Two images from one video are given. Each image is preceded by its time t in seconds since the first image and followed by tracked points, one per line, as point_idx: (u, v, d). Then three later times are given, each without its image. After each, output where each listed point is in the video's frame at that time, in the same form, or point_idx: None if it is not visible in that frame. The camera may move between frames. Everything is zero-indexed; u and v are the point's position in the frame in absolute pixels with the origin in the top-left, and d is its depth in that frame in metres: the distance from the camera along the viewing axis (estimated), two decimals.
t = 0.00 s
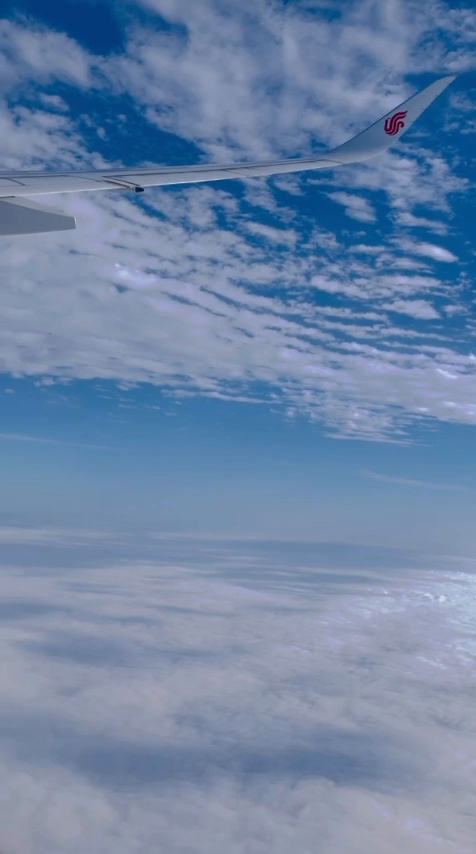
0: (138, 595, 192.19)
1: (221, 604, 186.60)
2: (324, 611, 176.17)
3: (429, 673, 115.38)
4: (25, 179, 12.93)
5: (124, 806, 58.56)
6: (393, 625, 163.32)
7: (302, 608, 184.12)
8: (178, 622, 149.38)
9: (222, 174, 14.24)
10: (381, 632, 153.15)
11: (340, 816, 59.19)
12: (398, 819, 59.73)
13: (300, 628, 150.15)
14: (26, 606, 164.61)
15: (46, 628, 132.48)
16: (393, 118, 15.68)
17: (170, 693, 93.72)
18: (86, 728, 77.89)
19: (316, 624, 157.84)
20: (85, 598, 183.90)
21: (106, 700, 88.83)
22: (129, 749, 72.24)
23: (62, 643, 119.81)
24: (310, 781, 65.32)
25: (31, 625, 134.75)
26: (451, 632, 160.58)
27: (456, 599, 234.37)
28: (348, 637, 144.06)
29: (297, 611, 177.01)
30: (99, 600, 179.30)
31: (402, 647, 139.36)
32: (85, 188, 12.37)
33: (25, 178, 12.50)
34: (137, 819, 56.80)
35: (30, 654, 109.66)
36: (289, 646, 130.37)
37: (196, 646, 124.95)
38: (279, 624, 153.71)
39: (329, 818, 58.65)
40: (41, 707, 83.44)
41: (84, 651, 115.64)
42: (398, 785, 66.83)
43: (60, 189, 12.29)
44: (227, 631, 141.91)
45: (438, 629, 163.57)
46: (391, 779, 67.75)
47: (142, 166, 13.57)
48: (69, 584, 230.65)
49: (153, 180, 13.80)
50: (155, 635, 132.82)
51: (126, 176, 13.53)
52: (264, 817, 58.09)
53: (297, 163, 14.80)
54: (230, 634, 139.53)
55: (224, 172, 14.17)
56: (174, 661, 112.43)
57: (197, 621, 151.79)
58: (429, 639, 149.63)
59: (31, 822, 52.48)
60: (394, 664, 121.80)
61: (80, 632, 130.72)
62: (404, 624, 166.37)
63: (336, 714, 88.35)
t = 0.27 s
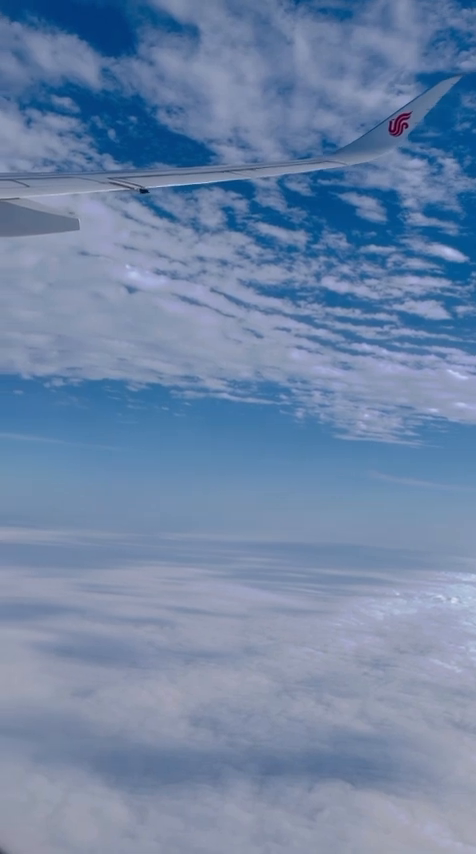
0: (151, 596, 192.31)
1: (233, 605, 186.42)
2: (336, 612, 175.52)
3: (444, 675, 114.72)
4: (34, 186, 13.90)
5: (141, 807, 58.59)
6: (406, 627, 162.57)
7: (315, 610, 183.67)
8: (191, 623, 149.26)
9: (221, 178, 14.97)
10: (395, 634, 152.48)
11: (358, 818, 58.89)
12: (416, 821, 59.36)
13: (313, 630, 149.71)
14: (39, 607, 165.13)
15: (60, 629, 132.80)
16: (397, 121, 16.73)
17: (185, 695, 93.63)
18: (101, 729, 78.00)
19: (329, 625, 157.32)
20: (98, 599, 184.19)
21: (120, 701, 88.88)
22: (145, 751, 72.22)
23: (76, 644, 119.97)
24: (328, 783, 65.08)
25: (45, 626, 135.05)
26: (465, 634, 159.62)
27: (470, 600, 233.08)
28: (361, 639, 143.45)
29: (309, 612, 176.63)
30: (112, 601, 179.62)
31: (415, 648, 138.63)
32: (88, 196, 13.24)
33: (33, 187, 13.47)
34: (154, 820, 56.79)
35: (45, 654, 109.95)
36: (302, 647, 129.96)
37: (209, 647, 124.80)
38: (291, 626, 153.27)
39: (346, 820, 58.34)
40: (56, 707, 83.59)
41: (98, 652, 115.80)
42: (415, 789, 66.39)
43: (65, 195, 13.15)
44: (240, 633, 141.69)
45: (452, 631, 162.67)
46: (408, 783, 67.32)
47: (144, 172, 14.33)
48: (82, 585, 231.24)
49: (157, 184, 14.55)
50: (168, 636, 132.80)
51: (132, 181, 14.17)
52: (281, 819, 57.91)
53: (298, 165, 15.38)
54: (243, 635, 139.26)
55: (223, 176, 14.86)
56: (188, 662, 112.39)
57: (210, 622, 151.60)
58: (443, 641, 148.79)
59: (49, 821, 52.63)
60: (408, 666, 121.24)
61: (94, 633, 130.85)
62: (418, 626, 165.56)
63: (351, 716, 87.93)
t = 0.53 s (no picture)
0: (162, 597, 191.97)
1: (245, 606, 186.11)
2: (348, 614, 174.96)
3: (459, 678, 114.13)
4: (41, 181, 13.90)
5: (160, 812, 58.18)
6: (419, 629, 161.89)
7: (326, 611, 183.09)
8: (203, 624, 148.98)
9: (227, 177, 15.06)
10: (408, 636, 151.87)
11: (379, 823, 58.59)
12: (437, 826, 59.00)
13: (326, 632, 149.23)
14: (50, 608, 164.67)
15: (73, 630, 132.43)
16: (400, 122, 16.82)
17: (200, 697, 93.20)
18: (118, 732, 77.58)
19: (342, 627, 156.76)
20: (109, 600, 183.95)
21: (136, 704, 88.49)
22: (163, 754, 71.82)
23: (90, 645, 119.70)
24: (347, 787, 64.77)
25: (58, 627, 134.63)
26: None
27: None
28: (375, 641, 142.88)
29: (321, 614, 176.09)
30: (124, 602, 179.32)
31: (430, 651, 137.97)
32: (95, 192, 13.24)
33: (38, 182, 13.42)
34: (174, 824, 56.54)
35: (58, 656, 109.58)
36: (315, 650, 129.52)
37: (223, 650, 124.26)
38: (304, 628, 152.84)
39: (368, 825, 58.03)
40: (72, 710, 83.22)
41: (111, 653, 115.42)
42: (435, 794, 65.89)
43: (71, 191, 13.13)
44: (253, 635, 141.39)
45: (466, 633, 161.92)
46: (428, 788, 66.80)
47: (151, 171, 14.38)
48: (92, 586, 231.09)
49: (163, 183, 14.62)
50: (181, 638, 132.53)
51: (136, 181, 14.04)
52: (302, 824, 57.58)
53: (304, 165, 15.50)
54: (256, 637, 138.99)
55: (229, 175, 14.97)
56: (201, 664, 112.09)
57: (222, 624, 151.28)
58: (457, 643, 148.11)
59: (70, 824, 52.27)
60: (422, 669, 120.73)
61: (106, 634, 130.56)
62: (431, 628, 164.86)
63: (368, 720, 87.54)
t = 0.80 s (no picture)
0: (176, 600, 191.83)
1: (259, 608, 185.71)
2: (363, 617, 174.25)
3: None
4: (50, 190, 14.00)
5: (180, 816, 58.00)
6: (435, 631, 160.90)
7: (341, 614, 182.39)
8: (218, 627, 148.66)
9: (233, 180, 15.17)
10: (424, 639, 150.93)
11: (400, 828, 58.09)
12: (459, 831, 58.43)
13: (341, 634, 148.58)
14: (65, 609, 164.98)
15: (89, 632, 132.56)
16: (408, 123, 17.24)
17: (218, 700, 92.99)
18: (136, 734, 77.46)
19: (357, 630, 156.03)
20: (123, 602, 184.05)
21: (153, 706, 88.39)
22: (182, 756, 71.64)
23: (105, 647, 119.77)
24: (367, 792, 64.34)
25: (74, 629, 134.73)
26: None
27: None
28: (391, 644, 142.08)
29: (335, 616, 175.45)
30: (138, 604, 179.44)
31: (446, 654, 137.04)
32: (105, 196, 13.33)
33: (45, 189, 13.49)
34: (194, 828, 56.32)
35: (75, 657, 109.70)
36: (331, 652, 128.98)
37: (238, 652, 123.99)
38: (319, 630, 152.21)
39: (388, 829, 57.55)
40: (90, 712, 83.19)
41: (127, 655, 115.44)
42: (456, 799, 65.23)
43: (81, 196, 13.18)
44: (268, 637, 140.94)
45: None
46: (448, 794, 66.16)
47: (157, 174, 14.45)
48: (107, 587, 231.51)
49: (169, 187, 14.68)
50: (196, 640, 132.30)
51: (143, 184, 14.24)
52: (322, 828, 57.21)
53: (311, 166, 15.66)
54: (271, 639, 138.58)
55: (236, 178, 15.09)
56: (217, 666, 111.83)
57: (237, 626, 150.94)
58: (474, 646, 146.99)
59: (90, 827, 52.17)
60: (439, 672, 119.92)
61: (122, 636, 130.55)
62: (447, 631, 163.76)
63: (386, 723, 86.92)
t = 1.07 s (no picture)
0: (191, 601, 191.76)
1: (274, 611, 185.34)
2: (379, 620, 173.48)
3: None
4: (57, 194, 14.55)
5: (200, 820, 57.81)
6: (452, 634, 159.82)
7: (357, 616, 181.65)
8: (234, 629, 148.37)
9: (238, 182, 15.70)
10: (442, 642, 149.94)
11: (422, 833, 57.67)
12: None
13: (357, 637, 147.91)
14: (81, 611, 165.39)
15: (105, 634, 132.80)
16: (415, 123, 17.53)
17: (235, 703, 92.69)
18: (154, 738, 77.38)
19: (373, 633, 155.26)
20: (138, 604, 184.24)
21: (171, 709, 88.29)
22: (201, 760, 71.43)
23: (122, 649, 119.90)
24: (388, 797, 63.91)
25: (91, 631, 134.99)
26: None
27: None
28: (408, 647, 141.23)
29: (351, 618, 174.78)
30: (153, 606, 179.55)
31: (464, 657, 136.09)
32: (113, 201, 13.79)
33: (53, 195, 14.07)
34: (215, 832, 56.17)
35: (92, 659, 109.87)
36: (348, 655, 128.43)
37: (255, 654, 123.73)
38: (335, 633, 151.60)
39: (411, 835, 57.13)
40: (109, 715, 83.23)
41: (144, 657, 115.52)
42: None
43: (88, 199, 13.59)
44: (284, 639, 140.50)
45: None
46: (471, 800, 65.53)
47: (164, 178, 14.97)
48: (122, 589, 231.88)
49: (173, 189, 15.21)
50: (212, 642, 132.13)
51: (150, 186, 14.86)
52: (344, 833, 56.89)
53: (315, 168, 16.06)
54: (287, 642, 138.15)
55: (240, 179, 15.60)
56: (234, 669, 111.61)
57: (252, 628, 150.65)
58: None
59: (112, 831, 52.15)
60: (458, 675, 119.07)
61: (138, 638, 130.61)
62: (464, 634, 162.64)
63: (405, 727, 86.36)
